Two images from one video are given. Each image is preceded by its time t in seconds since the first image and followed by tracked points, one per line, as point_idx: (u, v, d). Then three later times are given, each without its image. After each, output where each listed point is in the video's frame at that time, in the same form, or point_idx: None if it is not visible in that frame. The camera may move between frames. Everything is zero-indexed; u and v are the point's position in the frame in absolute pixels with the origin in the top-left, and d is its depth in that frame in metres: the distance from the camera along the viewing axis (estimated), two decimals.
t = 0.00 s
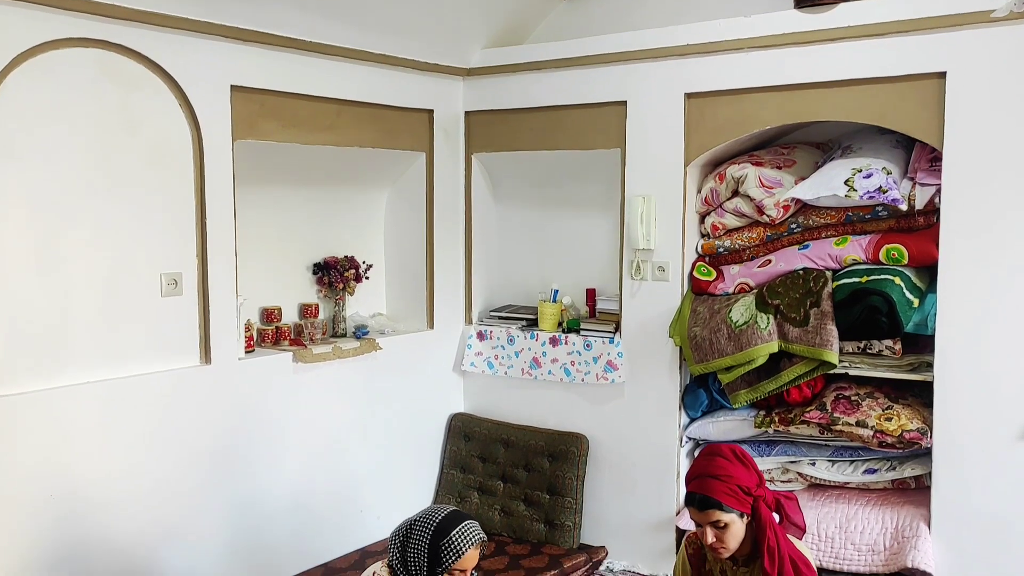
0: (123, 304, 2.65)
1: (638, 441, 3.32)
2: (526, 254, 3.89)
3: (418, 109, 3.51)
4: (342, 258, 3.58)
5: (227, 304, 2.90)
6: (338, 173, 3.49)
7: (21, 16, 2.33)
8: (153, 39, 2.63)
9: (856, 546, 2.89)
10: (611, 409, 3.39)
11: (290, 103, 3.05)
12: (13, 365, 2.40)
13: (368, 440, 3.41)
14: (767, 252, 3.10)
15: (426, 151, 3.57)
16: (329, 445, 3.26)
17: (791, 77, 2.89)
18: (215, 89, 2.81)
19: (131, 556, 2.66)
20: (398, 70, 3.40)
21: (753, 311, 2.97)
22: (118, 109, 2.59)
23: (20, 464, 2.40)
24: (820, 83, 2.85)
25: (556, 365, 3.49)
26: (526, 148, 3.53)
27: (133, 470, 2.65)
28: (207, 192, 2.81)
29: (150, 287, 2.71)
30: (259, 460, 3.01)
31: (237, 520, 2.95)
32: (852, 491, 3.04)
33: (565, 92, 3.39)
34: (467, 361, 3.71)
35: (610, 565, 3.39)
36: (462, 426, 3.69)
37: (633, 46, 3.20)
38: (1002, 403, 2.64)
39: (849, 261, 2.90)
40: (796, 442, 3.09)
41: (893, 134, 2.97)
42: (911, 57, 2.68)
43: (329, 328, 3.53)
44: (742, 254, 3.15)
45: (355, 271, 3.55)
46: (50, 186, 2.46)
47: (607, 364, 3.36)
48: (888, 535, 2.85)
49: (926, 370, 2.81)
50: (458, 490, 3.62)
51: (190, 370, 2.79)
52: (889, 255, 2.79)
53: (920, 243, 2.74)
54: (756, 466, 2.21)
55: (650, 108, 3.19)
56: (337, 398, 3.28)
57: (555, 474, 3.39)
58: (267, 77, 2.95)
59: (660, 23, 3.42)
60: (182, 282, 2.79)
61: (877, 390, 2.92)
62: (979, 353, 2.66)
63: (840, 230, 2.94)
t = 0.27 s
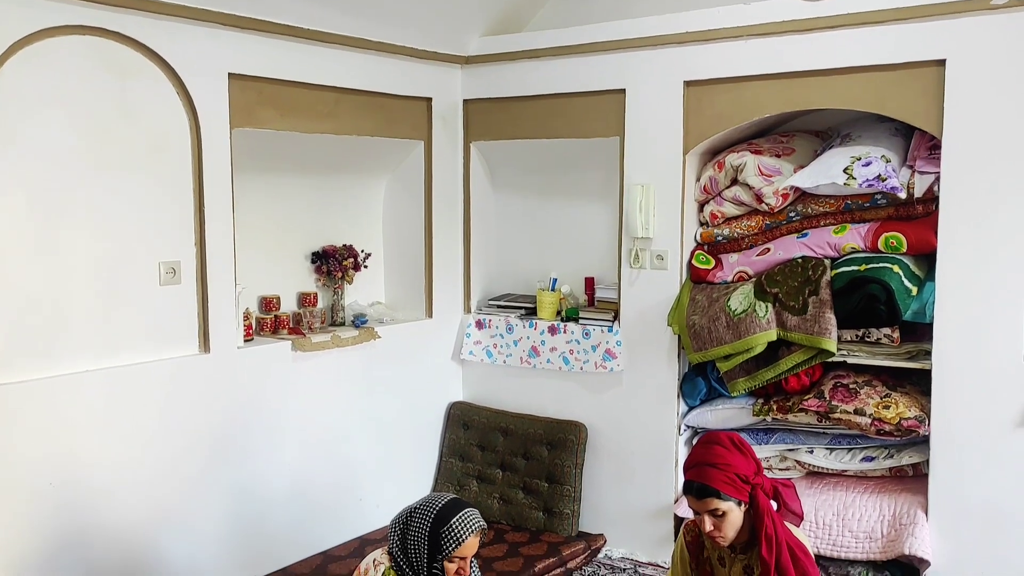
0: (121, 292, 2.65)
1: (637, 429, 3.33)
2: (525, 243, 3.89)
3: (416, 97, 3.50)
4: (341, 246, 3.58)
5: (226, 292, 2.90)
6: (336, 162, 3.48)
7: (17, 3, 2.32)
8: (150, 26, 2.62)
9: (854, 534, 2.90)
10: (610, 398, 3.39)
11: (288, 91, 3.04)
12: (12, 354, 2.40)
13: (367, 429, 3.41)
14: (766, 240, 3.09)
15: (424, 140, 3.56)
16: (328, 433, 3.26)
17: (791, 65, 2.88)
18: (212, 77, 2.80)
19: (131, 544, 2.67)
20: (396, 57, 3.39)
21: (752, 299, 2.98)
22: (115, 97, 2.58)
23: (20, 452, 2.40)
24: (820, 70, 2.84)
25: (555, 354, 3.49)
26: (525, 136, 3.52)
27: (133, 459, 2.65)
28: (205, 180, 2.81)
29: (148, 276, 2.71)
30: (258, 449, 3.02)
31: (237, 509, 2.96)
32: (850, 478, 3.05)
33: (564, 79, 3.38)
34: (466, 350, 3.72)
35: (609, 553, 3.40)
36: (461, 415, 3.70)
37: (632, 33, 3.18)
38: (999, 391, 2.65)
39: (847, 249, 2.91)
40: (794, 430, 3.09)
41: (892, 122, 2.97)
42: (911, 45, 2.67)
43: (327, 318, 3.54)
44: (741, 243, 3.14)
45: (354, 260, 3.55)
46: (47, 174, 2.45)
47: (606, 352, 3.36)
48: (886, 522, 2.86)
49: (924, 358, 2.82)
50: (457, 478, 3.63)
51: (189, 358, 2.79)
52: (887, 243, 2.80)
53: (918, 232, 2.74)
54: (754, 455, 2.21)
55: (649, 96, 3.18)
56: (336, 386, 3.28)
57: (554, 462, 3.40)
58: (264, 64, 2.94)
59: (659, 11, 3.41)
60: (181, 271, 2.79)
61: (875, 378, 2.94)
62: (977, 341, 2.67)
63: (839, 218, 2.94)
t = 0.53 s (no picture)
0: (119, 279, 2.64)
1: (634, 416, 3.34)
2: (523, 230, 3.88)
3: (414, 84, 3.49)
4: (339, 234, 3.57)
5: (224, 280, 2.89)
6: (333, 149, 3.47)
7: None
8: (147, 12, 2.61)
9: (850, 520, 2.91)
10: (607, 385, 3.40)
11: (286, 78, 3.03)
12: (10, 341, 2.40)
13: (365, 417, 3.42)
14: (764, 227, 3.09)
15: (422, 127, 3.56)
16: (326, 421, 3.27)
17: (790, 51, 2.87)
18: (209, 63, 2.79)
19: (130, 530, 2.67)
20: (394, 44, 3.37)
21: (750, 287, 2.98)
22: (112, 83, 2.57)
23: (19, 439, 2.40)
24: (819, 57, 2.83)
25: (553, 341, 3.49)
26: (523, 124, 3.51)
27: (131, 446, 2.65)
28: (203, 167, 2.80)
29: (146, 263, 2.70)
30: (257, 436, 3.02)
31: (235, 496, 2.96)
32: (847, 465, 3.06)
33: (562, 66, 3.36)
34: (463, 337, 3.72)
35: (606, 539, 3.41)
36: (459, 402, 3.70)
37: (631, 20, 3.17)
38: (996, 377, 2.66)
39: (845, 237, 2.90)
40: (792, 417, 3.10)
41: (891, 109, 2.96)
42: (910, 31, 2.67)
43: (325, 305, 3.53)
44: (739, 230, 3.14)
45: (351, 247, 3.55)
46: (44, 161, 2.44)
47: (604, 340, 3.36)
48: (882, 509, 2.87)
49: (921, 345, 2.82)
50: (455, 465, 3.64)
51: (187, 346, 2.79)
52: (885, 230, 2.80)
53: (917, 219, 2.74)
54: (750, 441, 2.22)
55: (647, 83, 3.17)
56: (334, 374, 3.28)
57: (552, 449, 3.41)
58: (262, 51, 2.92)
59: None
60: (178, 258, 2.78)
61: (872, 365, 2.94)
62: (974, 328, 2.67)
63: (837, 205, 2.93)
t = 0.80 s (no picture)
0: (116, 266, 2.64)
1: (632, 403, 3.34)
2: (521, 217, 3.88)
3: (411, 70, 3.47)
4: (336, 221, 3.56)
5: (222, 266, 2.89)
6: (330, 135, 3.46)
7: None
8: None
9: (846, 506, 2.92)
10: (605, 372, 3.40)
11: (283, 64, 3.02)
12: (7, 328, 2.40)
13: (363, 404, 3.42)
14: (762, 214, 3.09)
15: (420, 113, 3.55)
16: (325, 408, 3.27)
17: (789, 37, 2.86)
18: (206, 48, 2.77)
19: (129, 517, 2.68)
20: (392, 30, 3.36)
21: (748, 274, 2.98)
22: (108, 70, 2.56)
23: (16, 426, 2.40)
24: (818, 43, 2.82)
25: (551, 329, 3.50)
26: (521, 110, 3.50)
27: (130, 433, 2.66)
28: (200, 153, 2.79)
29: (143, 250, 2.70)
30: (255, 423, 3.02)
31: (233, 482, 2.97)
32: (843, 452, 3.07)
33: (560, 52, 3.35)
34: (462, 324, 3.72)
35: (604, 526, 3.43)
36: (457, 389, 3.71)
37: (629, 6, 3.16)
38: (993, 364, 2.66)
39: (843, 224, 2.90)
40: (789, 404, 3.11)
41: (890, 95, 2.96)
42: (910, 17, 2.66)
43: (323, 292, 3.52)
44: (737, 217, 3.14)
45: (349, 235, 3.54)
46: (40, 147, 2.43)
47: (602, 327, 3.36)
48: (879, 495, 2.88)
49: (919, 332, 2.82)
50: (453, 452, 3.65)
51: (186, 333, 2.79)
52: (884, 217, 2.80)
53: (915, 206, 2.74)
54: (747, 428, 2.22)
55: (646, 69, 3.16)
56: (332, 361, 3.28)
57: (550, 436, 3.42)
58: (258, 36, 2.91)
59: None
60: (176, 244, 2.78)
61: (870, 352, 2.94)
62: (972, 314, 2.68)
63: (836, 192, 2.93)
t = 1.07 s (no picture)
0: (113, 253, 2.63)
1: (630, 390, 3.35)
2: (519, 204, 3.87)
3: (409, 56, 3.46)
4: (335, 208, 3.55)
5: (219, 253, 2.88)
6: (328, 122, 3.44)
7: None
8: None
9: (843, 493, 2.94)
10: (603, 359, 3.41)
11: (280, 50, 3.01)
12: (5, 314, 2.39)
13: (361, 391, 3.42)
14: (760, 202, 3.09)
15: (418, 100, 3.53)
16: (323, 394, 3.28)
17: (788, 23, 2.85)
18: (203, 34, 2.76)
19: (128, 503, 2.69)
20: (389, 16, 3.34)
21: (746, 261, 2.98)
22: (104, 55, 2.55)
23: (15, 413, 2.40)
24: (818, 29, 2.81)
25: (549, 316, 3.50)
26: (520, 97, 3.49)
27: (128, 419, 2.66)
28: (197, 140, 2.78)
29: (140, 236, 2.69)
30: (253, 410, 3.02)
31: (232, 469, 2.97)
32: (840, 438, 3.08)
33: (558, 39, 3.34)
34: (460, 312, 3.72)
35: (601, 512, 3.44)
36: (456, 376, 3.71)
37: None
38: (990, 351, 2.67)
39: (841, 211, 2.89)
40: (786, 391, 3.11)
41: (889, 82, 2.94)
42: (910, 3, 2.65)
43: (320, 279, 3.52)
44: (736, 204, 3.13)
45: (347, 222, 3.54)
46: (36, 133, 2.42)
47: (599, 314, 3.36)
48: (876, 481, 2.89)
49: (916, 319, 2.83)
50: (451, 438, 3.66)
51: (183, 319, 2.78)
52: (882, 204, 2.79)
53: (914, 193, 2.75)
54: (746, 416, 2.23)
55: (644, 56, 3.15)
56: (330, 348, 3.28)
57: (547, 423, 3.43)
58: (255, 22, 2.89)
59: None
60: (173, 231, 2.77)
61: (867, 339, 2.95)
62: (969, 301, 2.68)
63: (834, 179, 2.93)
